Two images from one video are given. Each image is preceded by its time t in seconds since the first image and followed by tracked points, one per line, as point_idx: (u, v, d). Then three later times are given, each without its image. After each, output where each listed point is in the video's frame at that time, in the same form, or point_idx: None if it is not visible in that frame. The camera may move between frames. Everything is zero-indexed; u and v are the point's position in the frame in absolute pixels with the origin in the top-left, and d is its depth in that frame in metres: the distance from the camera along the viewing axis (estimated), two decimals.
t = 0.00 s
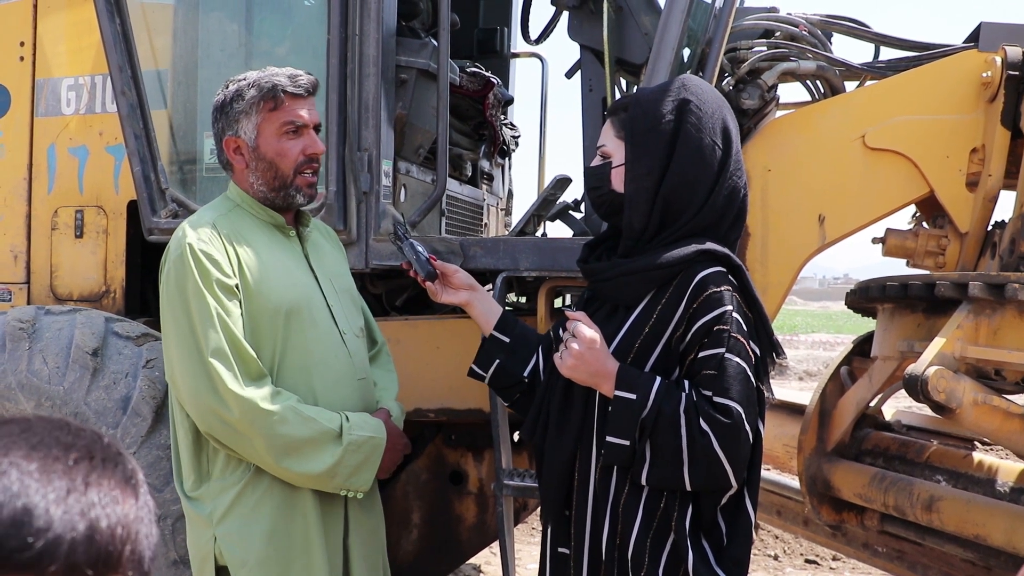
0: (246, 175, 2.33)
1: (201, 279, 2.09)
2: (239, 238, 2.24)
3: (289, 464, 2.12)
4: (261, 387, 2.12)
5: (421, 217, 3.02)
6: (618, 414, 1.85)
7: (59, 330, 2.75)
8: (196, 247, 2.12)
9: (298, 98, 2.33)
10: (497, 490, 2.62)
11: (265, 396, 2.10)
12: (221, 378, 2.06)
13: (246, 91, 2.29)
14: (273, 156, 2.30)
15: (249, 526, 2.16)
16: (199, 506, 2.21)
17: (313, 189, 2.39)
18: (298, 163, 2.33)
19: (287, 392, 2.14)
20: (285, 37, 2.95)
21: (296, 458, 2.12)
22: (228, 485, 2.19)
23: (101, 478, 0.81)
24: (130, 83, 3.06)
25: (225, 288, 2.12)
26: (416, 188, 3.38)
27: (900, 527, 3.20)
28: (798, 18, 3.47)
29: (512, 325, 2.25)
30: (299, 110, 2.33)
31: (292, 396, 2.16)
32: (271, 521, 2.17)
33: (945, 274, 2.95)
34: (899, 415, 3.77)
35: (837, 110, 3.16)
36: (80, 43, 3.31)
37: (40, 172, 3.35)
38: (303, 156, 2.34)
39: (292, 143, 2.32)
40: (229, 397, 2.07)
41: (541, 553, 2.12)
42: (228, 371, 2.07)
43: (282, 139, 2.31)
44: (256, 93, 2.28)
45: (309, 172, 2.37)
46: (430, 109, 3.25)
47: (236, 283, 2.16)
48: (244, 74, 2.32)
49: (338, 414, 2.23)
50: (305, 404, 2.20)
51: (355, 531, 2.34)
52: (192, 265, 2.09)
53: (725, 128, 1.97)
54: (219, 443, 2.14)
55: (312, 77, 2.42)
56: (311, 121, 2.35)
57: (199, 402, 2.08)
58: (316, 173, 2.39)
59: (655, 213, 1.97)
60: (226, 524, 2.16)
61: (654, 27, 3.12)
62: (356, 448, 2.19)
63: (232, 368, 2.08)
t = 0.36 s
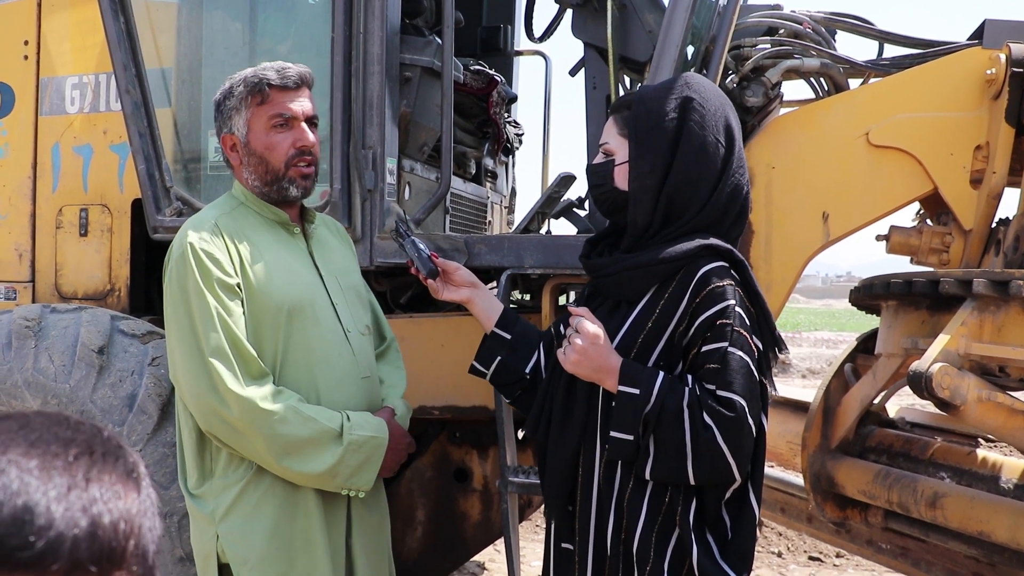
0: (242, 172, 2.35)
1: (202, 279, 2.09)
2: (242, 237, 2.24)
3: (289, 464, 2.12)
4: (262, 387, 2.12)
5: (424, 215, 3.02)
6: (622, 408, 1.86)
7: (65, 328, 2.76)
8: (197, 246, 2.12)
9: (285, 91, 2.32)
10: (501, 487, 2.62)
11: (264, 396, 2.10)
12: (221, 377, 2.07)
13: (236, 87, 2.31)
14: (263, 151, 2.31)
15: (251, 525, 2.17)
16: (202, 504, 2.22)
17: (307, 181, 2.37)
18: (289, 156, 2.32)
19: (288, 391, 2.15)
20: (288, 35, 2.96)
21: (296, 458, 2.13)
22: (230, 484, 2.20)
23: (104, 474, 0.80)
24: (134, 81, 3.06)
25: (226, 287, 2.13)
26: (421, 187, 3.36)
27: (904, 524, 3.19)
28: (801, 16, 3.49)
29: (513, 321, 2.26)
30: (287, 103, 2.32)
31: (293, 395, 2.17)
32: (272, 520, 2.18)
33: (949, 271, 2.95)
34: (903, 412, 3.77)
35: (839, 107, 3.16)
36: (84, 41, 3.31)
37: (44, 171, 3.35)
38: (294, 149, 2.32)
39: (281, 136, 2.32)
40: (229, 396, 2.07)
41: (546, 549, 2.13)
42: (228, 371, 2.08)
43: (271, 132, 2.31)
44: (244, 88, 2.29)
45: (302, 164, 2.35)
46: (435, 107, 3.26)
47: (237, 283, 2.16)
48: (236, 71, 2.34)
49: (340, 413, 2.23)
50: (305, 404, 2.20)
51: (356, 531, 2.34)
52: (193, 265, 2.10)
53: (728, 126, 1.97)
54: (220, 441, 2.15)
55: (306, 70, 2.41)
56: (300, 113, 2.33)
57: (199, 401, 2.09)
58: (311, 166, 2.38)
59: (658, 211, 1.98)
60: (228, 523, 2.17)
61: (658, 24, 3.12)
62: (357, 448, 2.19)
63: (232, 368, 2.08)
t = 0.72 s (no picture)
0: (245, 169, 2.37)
1: (197, 273, 2.11)
2: (244, 233, 2.25)
3: (277, 460, 2.12)
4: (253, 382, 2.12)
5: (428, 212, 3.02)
6: (625, 403, 1.86)
7: (68, 325, 2.77)
8: (196, 241, 2.14)
9: (286, 92, 2.29)
10: (504, 483, 2.62)
11: (255, 391, 2.10)
12: (212, 371, 2.08)
13: (245, 85, 2.32)
14: (259, 150, 2.31)
15: (247, 518, 2.18)
16: (202, 497, 2.24)
17: (300, 185, 2.32)
18: (281, 158, 2.30)
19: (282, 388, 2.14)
20: (289, 34, 2.96)
21: (285, 454, 2.12)
22: (227, 477, 2.21)
23: (112, 471, 0.80)
24: (136, 79, 3.06)
25: (222, 283, 2.14)
26: (424, 183, 3.37)
27: (906, 520, 3.20)
28: (803, 12, 3.49)
29: (515, 317, 2.26)
30: (286, 104, 2.29)
31: (287, 391, 2.16)
32: (268, 515, 2.18)
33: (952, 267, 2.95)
34: (905, 409, 3.77)
35: (843, 104, 3.17)
36: (87, 38, 3.32)
37: (47, 169, 3.36)
38: (287, 151, 2.30)
39: (276, 137, 2.31)
40: (219, 390, 2.08)
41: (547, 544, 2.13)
42: (220, 365, 2.09)
43: (267, 132, 2.30)
44: (247, 87, 2.30)
45: (296, 167, 2.32)
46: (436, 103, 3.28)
47: (235, 278, 2.17)
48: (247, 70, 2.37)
49: (335, 411, 2.22)
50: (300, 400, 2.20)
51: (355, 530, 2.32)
52: (190, 260, 2.12)
53: (735, 124, 1.97)
54: (215, 435, 2.16)
55: (318, 72, 2.37)
56: (297, 115, 2.30)
57: (193, 394, 2.11)
58: (306, 169, 2.33)
59: (664, 207, 1.98)
60: (225, 516, 2.18)
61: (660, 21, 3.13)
62: (348, 447, 2.16)
63: (224, 362, 2.09)
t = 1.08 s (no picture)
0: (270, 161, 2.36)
1: (211, 261, 2.13)
2: (260, 223, 2.25)
3: (277, 452, 2.12)
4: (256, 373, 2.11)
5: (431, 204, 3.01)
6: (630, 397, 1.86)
7: (71, 316, 2.77)
8: (211, 231, 2.15)
9: (323, 91, 2.29)
10: (507, 476, 2.62)
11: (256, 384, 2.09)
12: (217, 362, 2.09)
13: (279, 77, 2.31)
14: (288, 144, 2.31)
15: (256, 505, 2.18)
16: (214, 483, 2.25)
17: (324, 184, 2.33)
18: (310, 155, 2.30)
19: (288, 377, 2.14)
20: (292, 27, 2.96)
21: (286, 447, 2.12)
22: (238, 464, 2.21)
23: (127, 457, 0.77)
24: (139, 71, 3.05)
25: (236, 272, 2.15)
26: (426, 175, 3.37)
27: (909, 514, 3.19)
28: (808, 4, 3.46)
29: (519, 309, 2.25)
30: (321, 103, 2.30)
31: (291, 383, 2.14)
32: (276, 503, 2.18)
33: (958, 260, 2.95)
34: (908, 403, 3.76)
35: (847, 97, 3.15)
36: (89, 30, 3.31)
37: (49, 162, 3.35)
38: (317, 149, 2.30)
39: (308, 134, 2.30)
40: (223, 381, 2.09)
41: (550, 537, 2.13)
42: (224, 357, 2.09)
43: (299, 128, 2.30)
44: (284, 79, 2.29)
45: (323, 166, 2.32)
46: (440, 97, 3.25)
47: (249, 268, 2.17)
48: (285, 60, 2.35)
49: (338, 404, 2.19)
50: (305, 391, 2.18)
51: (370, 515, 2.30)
52: (204, 249, 2.13)
53: (741, 116, 1.97)
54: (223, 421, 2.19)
55: (352, 71, 2.37)
56: (332, 115, 2.30)
57: (202, 382, 2.12)
58: (333, 169, 2.34)
59: (670, 200, 1.97)
60: (234, 502, 2.19)
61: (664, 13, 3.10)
62: (348, 443, 2.14)
63: (229, 354, 2.09)
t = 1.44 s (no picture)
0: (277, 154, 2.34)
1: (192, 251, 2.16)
2: (251, 214, 2.25)
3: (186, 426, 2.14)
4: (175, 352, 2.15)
5: (421, 195, 3.00)
6: (617, 390, 1.85)
7: (58, 307, 2.74)
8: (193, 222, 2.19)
9: (336, 90, 2.28)
10: (496, 468, 2.62)
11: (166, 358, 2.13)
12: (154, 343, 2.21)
13: (292, 70, 2.29)
14: (296, 139, 2.29)
15: (247, 488, 2.19)
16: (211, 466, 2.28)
17: (330, 181, 2.32)
18: (318, 152, 2.29)
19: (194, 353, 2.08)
20: (284, 18, 2.96)
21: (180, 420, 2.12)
22: (231, 446, 2.22)
23: (109, 444, 0.76)
24: (127, 60, 3.03)
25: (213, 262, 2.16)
26: (416, 167, 3.35)
27: (897, 507, 3.21)
28: None
29: (508, 301, 2.24)
30: (333, 102, 2.28)
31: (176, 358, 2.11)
32: (267, 487, 2.18)
33: (947, 255, 2.95)
34: (897, 397, 3.77)
35: (839, 91, 3.15)
36: (76, 19, 3.28)
37: (37, 152, 3.33)
38: (325, 147, 2.29)
39: (317, 131, 2.28)
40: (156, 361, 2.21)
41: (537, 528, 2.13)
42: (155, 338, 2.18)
43: (308, 125, 2.28)
44: (297, 74, 2.27)
45: (329, 163, 2.31)
46: (431, 88, 3.23)
47: (230, 259, 2.18)
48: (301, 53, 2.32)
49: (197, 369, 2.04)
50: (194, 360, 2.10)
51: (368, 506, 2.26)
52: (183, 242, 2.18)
53: (731, 107, 1.96)
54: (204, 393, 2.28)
55: (364, 69, 2.36)
56: (343, 115, 2.29)
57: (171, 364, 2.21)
58: (338, 167, 2.33)
59: (660, 190, 1.96)
60: (226, 485, 2.21)
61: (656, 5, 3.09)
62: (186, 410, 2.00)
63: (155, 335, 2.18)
